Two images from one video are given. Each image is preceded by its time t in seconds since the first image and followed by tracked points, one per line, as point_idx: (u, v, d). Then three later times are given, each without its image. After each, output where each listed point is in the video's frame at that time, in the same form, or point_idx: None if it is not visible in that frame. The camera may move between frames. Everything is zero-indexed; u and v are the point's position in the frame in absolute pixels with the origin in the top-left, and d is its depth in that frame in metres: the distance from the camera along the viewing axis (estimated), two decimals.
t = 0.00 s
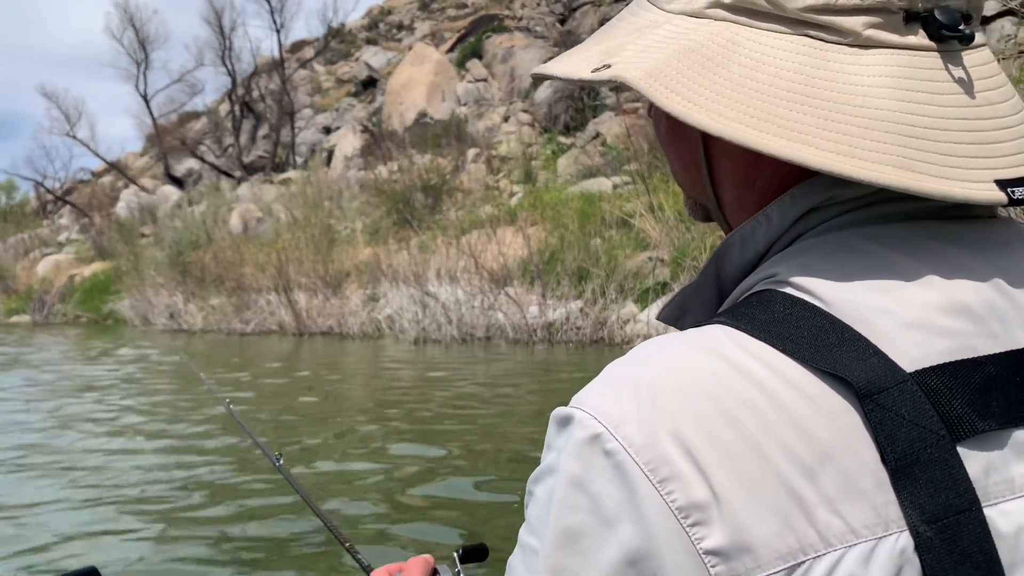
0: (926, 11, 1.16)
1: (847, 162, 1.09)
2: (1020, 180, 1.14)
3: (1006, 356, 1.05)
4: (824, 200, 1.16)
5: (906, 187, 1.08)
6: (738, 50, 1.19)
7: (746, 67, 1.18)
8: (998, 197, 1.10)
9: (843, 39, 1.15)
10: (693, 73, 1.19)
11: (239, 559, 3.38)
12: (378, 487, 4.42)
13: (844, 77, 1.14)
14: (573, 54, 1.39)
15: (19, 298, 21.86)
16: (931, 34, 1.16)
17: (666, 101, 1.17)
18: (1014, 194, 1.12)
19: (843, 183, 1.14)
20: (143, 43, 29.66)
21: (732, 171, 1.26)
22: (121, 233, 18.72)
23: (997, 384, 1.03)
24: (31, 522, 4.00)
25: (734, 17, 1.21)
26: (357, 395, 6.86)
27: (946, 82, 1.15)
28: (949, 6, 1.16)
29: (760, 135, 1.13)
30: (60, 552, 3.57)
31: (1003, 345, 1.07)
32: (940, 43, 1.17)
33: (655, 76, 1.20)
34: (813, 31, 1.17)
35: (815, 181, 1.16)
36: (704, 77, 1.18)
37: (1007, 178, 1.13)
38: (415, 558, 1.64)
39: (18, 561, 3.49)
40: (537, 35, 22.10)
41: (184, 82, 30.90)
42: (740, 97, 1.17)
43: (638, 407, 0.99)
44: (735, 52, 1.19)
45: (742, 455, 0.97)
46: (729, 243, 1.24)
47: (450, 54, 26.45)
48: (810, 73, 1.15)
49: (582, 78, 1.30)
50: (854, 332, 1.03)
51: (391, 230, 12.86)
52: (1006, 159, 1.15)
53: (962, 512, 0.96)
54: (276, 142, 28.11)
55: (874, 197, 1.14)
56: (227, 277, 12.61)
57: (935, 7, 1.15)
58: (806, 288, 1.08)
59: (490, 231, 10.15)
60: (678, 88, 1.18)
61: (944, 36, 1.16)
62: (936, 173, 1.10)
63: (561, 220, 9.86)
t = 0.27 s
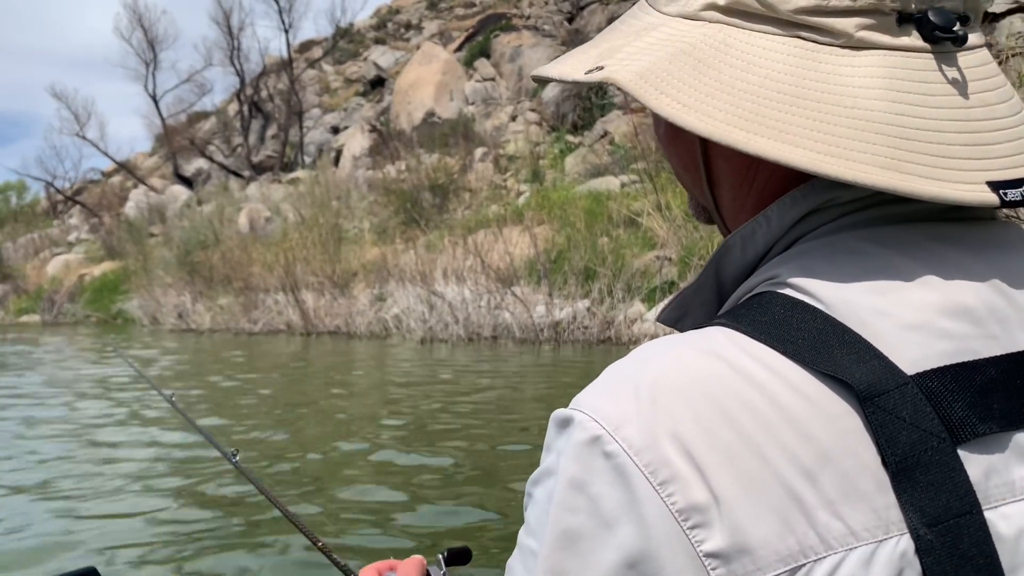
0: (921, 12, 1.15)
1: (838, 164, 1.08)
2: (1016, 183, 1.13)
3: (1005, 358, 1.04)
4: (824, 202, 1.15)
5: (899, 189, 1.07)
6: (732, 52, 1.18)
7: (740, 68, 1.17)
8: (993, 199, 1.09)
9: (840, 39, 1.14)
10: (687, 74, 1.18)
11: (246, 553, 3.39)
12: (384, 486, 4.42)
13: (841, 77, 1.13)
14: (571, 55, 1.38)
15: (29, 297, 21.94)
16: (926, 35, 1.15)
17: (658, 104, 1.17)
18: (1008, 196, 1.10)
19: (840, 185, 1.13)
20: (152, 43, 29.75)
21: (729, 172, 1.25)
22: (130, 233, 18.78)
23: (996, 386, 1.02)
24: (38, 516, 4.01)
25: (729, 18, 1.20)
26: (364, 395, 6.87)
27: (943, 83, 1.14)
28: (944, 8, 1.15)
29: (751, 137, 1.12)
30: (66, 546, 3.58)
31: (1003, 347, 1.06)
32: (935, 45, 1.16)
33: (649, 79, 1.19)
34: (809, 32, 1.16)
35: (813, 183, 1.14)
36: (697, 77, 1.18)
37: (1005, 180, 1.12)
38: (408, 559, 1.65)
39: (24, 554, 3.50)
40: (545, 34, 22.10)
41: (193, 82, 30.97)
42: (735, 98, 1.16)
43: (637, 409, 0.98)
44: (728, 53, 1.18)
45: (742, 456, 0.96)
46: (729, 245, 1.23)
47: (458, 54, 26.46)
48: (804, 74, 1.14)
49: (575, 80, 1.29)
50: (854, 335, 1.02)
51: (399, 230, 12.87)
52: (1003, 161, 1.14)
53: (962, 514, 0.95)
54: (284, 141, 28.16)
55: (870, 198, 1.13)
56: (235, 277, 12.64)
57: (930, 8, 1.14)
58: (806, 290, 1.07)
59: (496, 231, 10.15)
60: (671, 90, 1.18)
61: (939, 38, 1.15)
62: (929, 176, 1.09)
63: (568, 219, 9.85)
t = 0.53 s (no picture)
0: (924, 15, 1.14)
1: (838, 165, 1.08)
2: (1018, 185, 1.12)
3: (1007, 360, 1.03)
4: (827, 204, 1.14)
5: (900, 191, 1.06)
6: (734, 53, 1.17)
7: (742, 70, 1.16)
8: (994, 203, 1.09)
9: (841, 41, 1.13)
10: (688, 75, 1.18)
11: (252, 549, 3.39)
12: (391, 485, 4.43)
13: (842, 79, 1.13)
14: (575, 55, 1.38)
15: (40, 297, 22.04)
16: (930, 38, 1.14)
17: (660, 104, 1.16)
18: (1011, 201, 1.10)
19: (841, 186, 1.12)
20: (161, 44, 29.84)
21: (733, 173, 1.24)
22: (140, 233, 18.85)
23: (998, 387, 1.01)
24: (46, 512, 4.04)
25: (733, 20, 1.19)
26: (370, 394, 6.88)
27: (945, 86, 1.14)
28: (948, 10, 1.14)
29: (751, 138, 1.12)
30: (74, 541, 3.60)
31: (1004, 349, 1.05)
32: (939, 49, 1.15)
33: (651, 78, 1.19)
34: (811, 34, 1.15)
35: (815, 185, 1.14)
36: (700, 79, 1.17)
37: (1005, 184, 1.11)
38: (402, 559, 1.66)
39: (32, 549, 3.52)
40: (554, 33, 22.08)
41: (202, 82, 31.07)
42: (736, 99, 1.15)
43: (639, 410, 0.98)
44: (731, 55, 1.18)
45: (744, 458, 0.95)
46: (731, 246, 1.22)
47: (467, 53, 26.47)
48: (806, 76, 1.13)
49: (579, 80, 1.29)
50: (855, 337, 1.01)
51: (407, 229, 12.88)
52: (1006, 165, 1.13)
53: (962, 516, 0.94)
54: (293, 141, 28.21)
55: (875, 198, 1.12)
56: (243, 277, 12.67)
57: (934, 11, 1.14)
58: (806, 292, 1.06)
59: (504, 230, 10.15)
60: (672, 90, 1.17)
61: (942, 40, 1.14)
62: (931, 176, 1.08)
63: (575, 218, 9.84)
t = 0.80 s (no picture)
0: (918, 9, 1.13)
1: (830, 155, 1.07)
2: (1009, 179, 1.12)
3: (1004, 354, 1.03)
4: (826, 199, 1.14)
5: (892, 183, 1.06)
6: (728, 45, 1.17)
7: (732, 61, 1.16)
8: (981, 197, 1.08)
9: (834, 34, 1.13)
10: (680, 66, 1.18)
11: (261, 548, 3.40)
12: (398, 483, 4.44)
13: (837, 72, 1.12)
14: (571, 46, 1.38)
15: (51, 296, 22.16)
16: (922, 33, 1.13)
17: (652, 95, 1.16)
18: (996, 194, 1.09)
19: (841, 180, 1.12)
20: (172, 44, 29.94)
21: (730, 166, 1.24)
22: (151, 233, 18.94)
23: (995, 381, 1.01)
24: (55, 511, 4.05)
25: (727, 14, 1.19)
26: (378, 393, 6.91)
27: (939, 80, 1.13)
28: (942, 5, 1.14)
29: (745, 129, 1.11)
30: (83, 540, 3.61)
31: (1001, 343, 1.05)
32: (932, 43, 1.14)
33: (642, 68, 1.19)
34: (805, 27, 1.15)
35: (814, 179, 1.13)
36: (692, 70, 1.17)
37: (998, 178, 1.11)
38: (397, 557, 1.65)
39: (41, 548, 3.53)
40: (563, 32, 22.08)
41: (212, 83, 31.16)
42: (724, 89, 1.15)
43: (637, 405, 0.97)
44: (723, 46, 1.18)
45: (743, 453, 0.95)
46: (729, 240, 1.22)
47: (476, 53, 26.49)
48: (797, 67, 1.13)
49: (573, 71, 1.30)
50: (854, 331, 1.00)
51: (416, 229, 12.91)
52: (999, 157, 1.13)
53: (960, 509, 0.94)
54: (303, 141, 28.28)
55: (873, 192, 1.12)
56: (252, 277, 12.71)
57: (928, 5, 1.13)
58: (804, 286, 1.06)
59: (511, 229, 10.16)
60: (666, 83, 1.17)
61: (935, 33, 1.13)
62: (925, 168, 1.08)
63: (583, 217, 9.84)
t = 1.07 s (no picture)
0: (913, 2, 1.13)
1: (825, 150, 1.07)
2: (1009, 172, 1.11)
3: (1007, 355, 1.03)
4: (829, 200, 1.13)
5: (888, 177, 1.06)
6: (723, 41, 1.18)
7: (727, 57, 1.17)
8: (975, 189, 1.07)
9: (827, 28, 1.13)
10: (675, 63, 1.19)
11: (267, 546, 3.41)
12: (406, 482, 4.45)
13: (831, 68, 1.12)
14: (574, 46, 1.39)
15: (63, 296, 22.29)
16: (920, 25, 1.13)
17: (648, 93, 1.17)
18: (995, 186, 1.08)
19: (842, 180, 1.12)
20: (183, 45, 30.05)
21: (733, 163, 1.24)
22: (162, 233, 19.03)
23: (998, 382, 1.00)
24: (64, 509, 4.07)
25: (725, 11, 1.20)
26: (386, 392, 6.93)
27: (936, 73, 1.13)
28: None
29: (742, 128, 1.11)
30: (91, 538, 3.63)
31: (1003, 344, 1.04)
32: (929, 35, 1.14)
33: (635, 66, 1.21)
34: (797, 24, 1.15)
35: (818, 179, 1.13)
36: (689, 66, 1.18)
37: (993, 171, 1.10)
38: (407, 555, 1.65)
39: (49, 547, 3.55)
40: (572, 33, 22.10)
41: (223, 84, 31.27)
42: (717, 84, 1.16)
43: (638, 405, 0.97)
44: (719, 43, 1.18)
45: (744, 453, 0.95)
46: (732, 240, 1.21)
47: (486, 53, 26.50)
48: (792, 63, 1.13)
49: (573, 68, 1.31)
50: (856, 332, 1.00)
51: (425, 229, 12.92)
52: (997, 151, 1.12)
53: (963, 511, 0.94)
54: (313, 142, 28.35)
55: (875, 192, 1.12)
56: (262, 277, 12.75)
57: None
58: (805, 286, 1.06)
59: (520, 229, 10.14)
60: (657, 77, 1.19)
61: (930, 26, 1.13)
62: (922, 163, 1.08)
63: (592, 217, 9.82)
